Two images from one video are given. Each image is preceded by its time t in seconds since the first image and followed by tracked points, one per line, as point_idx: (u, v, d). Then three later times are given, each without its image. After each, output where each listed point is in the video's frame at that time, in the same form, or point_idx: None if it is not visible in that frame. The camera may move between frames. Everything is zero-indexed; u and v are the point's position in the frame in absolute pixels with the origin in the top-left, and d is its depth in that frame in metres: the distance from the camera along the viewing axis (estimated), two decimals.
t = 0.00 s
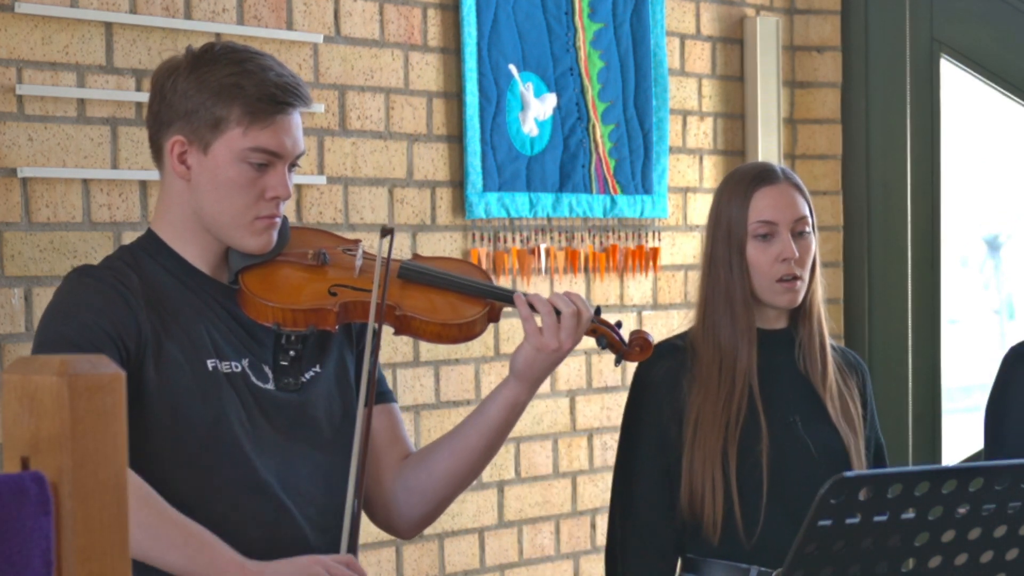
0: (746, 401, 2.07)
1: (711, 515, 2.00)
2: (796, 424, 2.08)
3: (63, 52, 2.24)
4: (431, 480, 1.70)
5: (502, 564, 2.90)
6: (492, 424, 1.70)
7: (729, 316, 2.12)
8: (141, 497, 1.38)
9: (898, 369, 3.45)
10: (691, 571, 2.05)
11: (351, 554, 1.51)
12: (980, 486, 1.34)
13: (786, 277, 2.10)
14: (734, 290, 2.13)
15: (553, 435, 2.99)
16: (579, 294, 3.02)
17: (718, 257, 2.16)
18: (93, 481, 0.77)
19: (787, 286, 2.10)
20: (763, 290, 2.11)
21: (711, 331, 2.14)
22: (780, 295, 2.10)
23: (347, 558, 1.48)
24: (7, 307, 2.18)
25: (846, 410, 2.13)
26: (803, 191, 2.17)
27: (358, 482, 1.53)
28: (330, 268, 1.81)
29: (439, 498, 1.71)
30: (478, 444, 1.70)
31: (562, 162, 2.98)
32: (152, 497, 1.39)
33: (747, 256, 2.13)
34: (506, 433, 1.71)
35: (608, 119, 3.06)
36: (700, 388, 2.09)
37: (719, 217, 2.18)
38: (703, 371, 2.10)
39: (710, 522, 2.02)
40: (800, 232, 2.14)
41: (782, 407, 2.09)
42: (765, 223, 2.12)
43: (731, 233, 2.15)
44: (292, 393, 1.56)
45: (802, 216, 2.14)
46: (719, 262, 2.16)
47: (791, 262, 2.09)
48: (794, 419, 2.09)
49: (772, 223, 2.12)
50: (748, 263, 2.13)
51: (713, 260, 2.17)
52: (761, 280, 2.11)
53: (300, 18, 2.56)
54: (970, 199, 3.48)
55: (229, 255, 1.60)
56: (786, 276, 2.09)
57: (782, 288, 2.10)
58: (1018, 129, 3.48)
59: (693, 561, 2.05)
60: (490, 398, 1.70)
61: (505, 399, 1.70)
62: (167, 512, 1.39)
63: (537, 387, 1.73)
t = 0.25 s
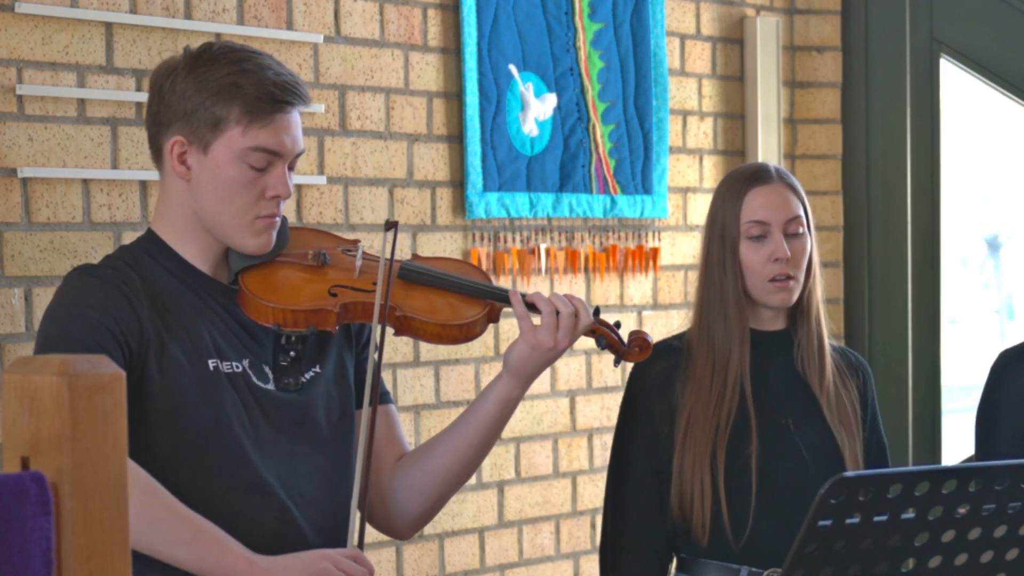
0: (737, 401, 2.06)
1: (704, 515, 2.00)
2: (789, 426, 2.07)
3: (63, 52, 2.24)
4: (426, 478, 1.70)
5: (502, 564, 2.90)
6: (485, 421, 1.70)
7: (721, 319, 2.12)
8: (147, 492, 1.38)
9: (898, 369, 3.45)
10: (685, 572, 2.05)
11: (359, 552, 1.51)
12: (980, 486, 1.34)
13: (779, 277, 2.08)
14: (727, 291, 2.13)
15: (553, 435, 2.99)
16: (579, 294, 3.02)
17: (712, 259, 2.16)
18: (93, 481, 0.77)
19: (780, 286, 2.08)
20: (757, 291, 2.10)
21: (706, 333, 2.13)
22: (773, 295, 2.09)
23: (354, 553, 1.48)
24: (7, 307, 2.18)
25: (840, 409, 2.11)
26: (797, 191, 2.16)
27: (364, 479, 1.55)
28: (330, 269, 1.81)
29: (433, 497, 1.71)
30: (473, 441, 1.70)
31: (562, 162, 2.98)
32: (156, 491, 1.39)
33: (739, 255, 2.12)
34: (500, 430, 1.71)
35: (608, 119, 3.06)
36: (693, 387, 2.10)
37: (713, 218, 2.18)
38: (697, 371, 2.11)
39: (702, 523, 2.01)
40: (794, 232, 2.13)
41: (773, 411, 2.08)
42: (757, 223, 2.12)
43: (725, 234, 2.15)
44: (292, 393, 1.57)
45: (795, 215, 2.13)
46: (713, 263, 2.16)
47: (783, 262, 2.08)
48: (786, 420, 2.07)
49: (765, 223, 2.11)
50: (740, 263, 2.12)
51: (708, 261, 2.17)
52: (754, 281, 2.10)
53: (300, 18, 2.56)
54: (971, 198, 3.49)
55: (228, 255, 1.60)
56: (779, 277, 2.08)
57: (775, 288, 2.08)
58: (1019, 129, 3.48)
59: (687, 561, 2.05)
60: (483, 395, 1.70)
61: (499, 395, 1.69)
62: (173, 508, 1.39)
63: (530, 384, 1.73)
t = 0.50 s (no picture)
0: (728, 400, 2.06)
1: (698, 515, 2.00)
2: (785, 426, 2.05)
3: (63, 52, 2.24)
4: (427, 477, 1.70)
5: (502, 564, 2.90)
6: (487, 421, 1.70)
7: (723, 313, 2.12)
8: (153, 473, 1.39)
9: (899, 369, 3.45)
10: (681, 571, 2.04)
11: (363, 520, 1.54)
12: (980, 486, 1.34)
13: (772, 268, 2.09)
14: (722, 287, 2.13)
15: (553, 435, 2.99)
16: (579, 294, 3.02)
17: (706, 257, 2.17)
18: (93, 481, 0.77)
19: (773, 276, 2.09)
20: (751, 283, 2.11)
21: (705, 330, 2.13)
22: (769, 286, 2.09)
23: (366, 527, 1.51)
24: (8, 307, 2.18)
25: (838, 396, 2.08)
26: (784, 181, 2.17)
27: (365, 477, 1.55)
28: (330, 269, 1.81)
29: (434, 497, 1.71)
30: (473, 441, 1.70)
31: (562, 162, 2.98)
32: (162, 468, 1.40)
33: (730, 249, 2.14)
34: (501, 429, 1.71)
35: (608, 119, 3.06)
36: (689, 383, 2.10)
37: (705, 218, 2.20)
38: (692, 369, 2.10)
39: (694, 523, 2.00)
40: (785, 222, 2.13)
41: (768, 410, 2.06)
42: (746, 216, 2.13)
43: (716, 232, 2.16)
44: (293, 393, 1.57)
45: (784, 205, 2.14)
46: (706, 261, 2.17)
47: (774, 251, 2.09)
48: (782, 420, 2.06)
49: (754, 215, 2.13)
50: (733, 258, 2.13)
51: (702, 260, 2.18)
52: (747, 275, 2.10)
53: (300, 18, 2.56)
54: (971, 198, 3.49)
55: (229, 255, 1.60)
56: (772, 267, 2.09)
57: (771, 278, 2.09)
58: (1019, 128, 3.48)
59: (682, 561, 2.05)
60: (484, 395, 1.70)
61: (500, 395, 1.69)
62: (179, 485, 1.40)
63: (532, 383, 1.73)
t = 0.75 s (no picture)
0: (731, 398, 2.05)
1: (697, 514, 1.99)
2: (788, 423, 2.05)
3: (63, 52, 2.24)
4: (428, 479, 1.70)
5: (502, 564, 2.90)
6: (487, 423, 1.70)
7: (723, 309, 2.11)
8: (161, 439, 1.38)
9: (899, 369, 3.45)
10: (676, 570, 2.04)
11: (372, 479, 1.51)
12: (980, 486, 1.34)
13: (772, 263, 2.09)
14: (720, 283, 2.13)
15: (553, 435, 3.00)
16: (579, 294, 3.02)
17: (704, 254, 2.17)
18: (92, 481, 0.77)
19: (773, 271, 2.09)
20: (751, 279, 2.10)
21: (704, 325, 2.13)
22: (769, 281, 2.09)
23: (377, 487, 1.49)
24: (7, 307, 2.18)
25: (839, 388, 2.08)
26: (780, 176, 2.18)
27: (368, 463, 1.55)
28: (330, 270, 1.81)
29: (436, 498, 1.71)
30: (473, 443, 1.70)
31: (562, 161, 2.98)
32: (170, 435, 1.39)
33: (729, 245, 2.14)
34: (501, 431, 1.71)
35: (608, 119, 3.06)
36: (693, 377, 2.09)
37: (702, 216, 2.20)
38: (694, 365, 2.10)
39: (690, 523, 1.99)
40: (783, 217, 2.14)
41: (773, 405, 2.06)
42: (744, 212, 2.13)
43: (713, 229, 2.17)
44: (292, 394, 1.56)
45: (782, 200, 2.15)
46: (705, 259, 2.17)
47: (773, 246, 2.09)
48: (785, 417, 2.06)
49: (750, 210, 2.13)
50: (731, 254, 2.13)
51: (699, 257, 2.18)
52: (747, 270, 2.11)
53: (300, 18, 2.56)
54: (970, 198, 3.49)
55: (229, 256, 1.60)
56: (772, 262, 2.09)
57: (770, 273, 2.09)
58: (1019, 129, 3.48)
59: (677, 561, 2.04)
60: (484, 397, 1.70)
61: (499, 397, 1.69)
62: (188, 450, 1.39)
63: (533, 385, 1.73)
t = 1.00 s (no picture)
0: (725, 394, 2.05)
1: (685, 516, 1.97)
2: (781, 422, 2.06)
3: (63, 52, 2.24)
4: (428, 480, 1.70)
5: (502, 564, 2.90)
6: (488, 425, 1.70)
7: (710, 309, 2.11)
8: (171, 394, 1.33)
9: (899, 369, 3.45)
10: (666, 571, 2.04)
11: (372, 429, 1.47)
12: (980, 486, 1.34)
13: (768, 265, 2.09)
14: (713, 282, 2.13)
15: (553, 435, 3.00)
16: (579, 294, 3.02)
17: (698, 251, 2.16)
18: (93, 481, 0.77)
19: (768, 273, 2.09)
20: (745, 280, 2.11)
21: (693, 325, 2.13)
22: (762, 283, 2.10)
23: (382, 446, 1.43)
24: (7, 307, 2.18)
25: (827, 391, 2.10)
26: (778, 177, 2.17)
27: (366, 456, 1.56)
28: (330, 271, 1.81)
29: (436, 499, 1.71)
30: (473, 445, 1.70)
31: (562, 162, 2.98)
32: (180, 391, 1.33)
33: (725, 245, 2.13)
34: (501, 432, 1.71)
35: (608, 119, 3.06)
36: (683, 379, 2.09)
37: (697, 211, 2.19)
38: (686, 365, 2.10)
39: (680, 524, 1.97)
40: (779, 219, 2.14)
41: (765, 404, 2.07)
42: (742, 212, 2.12)
43: (708, 226, 2.15)
44: (292, 394, 1.57)
45: (780, 202, 2.15)
46: (698, 256, 2.16)
47: (771, 248, 2.09)
48: (779, 415, 2.07)
49: (750, 211, 2.12)
50: (726, 253, 2.13)
51: (693, 254, 2.18)
52: (742, 270, 2.11)
53: (300, 18, 2.56)
54: (971, 199, 3.49)
55: (229, 257, 1.60)
56: (767, 265, 2.09)
57: (764, 275, 2.09)
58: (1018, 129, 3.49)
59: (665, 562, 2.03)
60: (484, 400, 1.70)
61: (500, 400, 1.69)
62: (199, 403, 1.33)
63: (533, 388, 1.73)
